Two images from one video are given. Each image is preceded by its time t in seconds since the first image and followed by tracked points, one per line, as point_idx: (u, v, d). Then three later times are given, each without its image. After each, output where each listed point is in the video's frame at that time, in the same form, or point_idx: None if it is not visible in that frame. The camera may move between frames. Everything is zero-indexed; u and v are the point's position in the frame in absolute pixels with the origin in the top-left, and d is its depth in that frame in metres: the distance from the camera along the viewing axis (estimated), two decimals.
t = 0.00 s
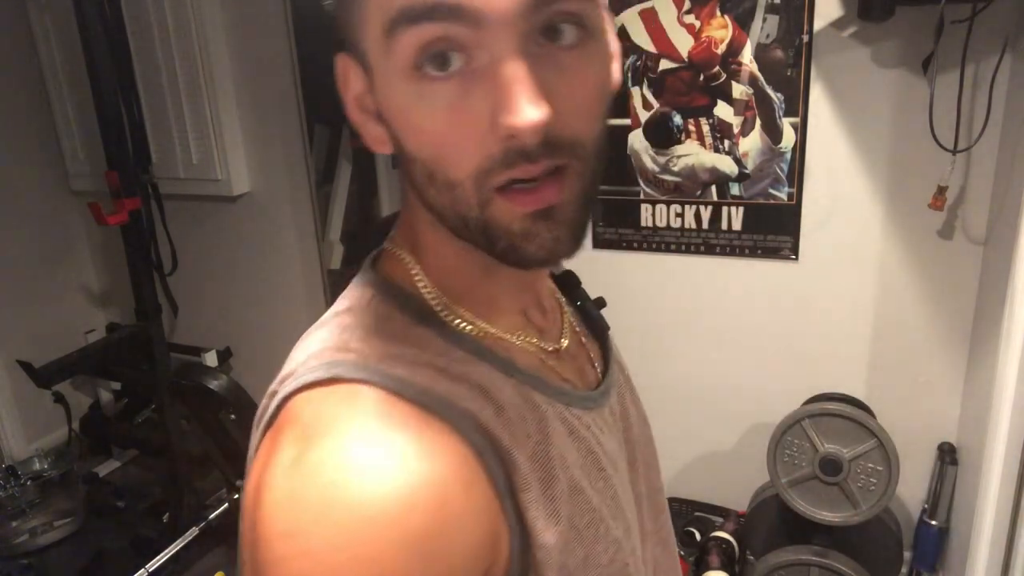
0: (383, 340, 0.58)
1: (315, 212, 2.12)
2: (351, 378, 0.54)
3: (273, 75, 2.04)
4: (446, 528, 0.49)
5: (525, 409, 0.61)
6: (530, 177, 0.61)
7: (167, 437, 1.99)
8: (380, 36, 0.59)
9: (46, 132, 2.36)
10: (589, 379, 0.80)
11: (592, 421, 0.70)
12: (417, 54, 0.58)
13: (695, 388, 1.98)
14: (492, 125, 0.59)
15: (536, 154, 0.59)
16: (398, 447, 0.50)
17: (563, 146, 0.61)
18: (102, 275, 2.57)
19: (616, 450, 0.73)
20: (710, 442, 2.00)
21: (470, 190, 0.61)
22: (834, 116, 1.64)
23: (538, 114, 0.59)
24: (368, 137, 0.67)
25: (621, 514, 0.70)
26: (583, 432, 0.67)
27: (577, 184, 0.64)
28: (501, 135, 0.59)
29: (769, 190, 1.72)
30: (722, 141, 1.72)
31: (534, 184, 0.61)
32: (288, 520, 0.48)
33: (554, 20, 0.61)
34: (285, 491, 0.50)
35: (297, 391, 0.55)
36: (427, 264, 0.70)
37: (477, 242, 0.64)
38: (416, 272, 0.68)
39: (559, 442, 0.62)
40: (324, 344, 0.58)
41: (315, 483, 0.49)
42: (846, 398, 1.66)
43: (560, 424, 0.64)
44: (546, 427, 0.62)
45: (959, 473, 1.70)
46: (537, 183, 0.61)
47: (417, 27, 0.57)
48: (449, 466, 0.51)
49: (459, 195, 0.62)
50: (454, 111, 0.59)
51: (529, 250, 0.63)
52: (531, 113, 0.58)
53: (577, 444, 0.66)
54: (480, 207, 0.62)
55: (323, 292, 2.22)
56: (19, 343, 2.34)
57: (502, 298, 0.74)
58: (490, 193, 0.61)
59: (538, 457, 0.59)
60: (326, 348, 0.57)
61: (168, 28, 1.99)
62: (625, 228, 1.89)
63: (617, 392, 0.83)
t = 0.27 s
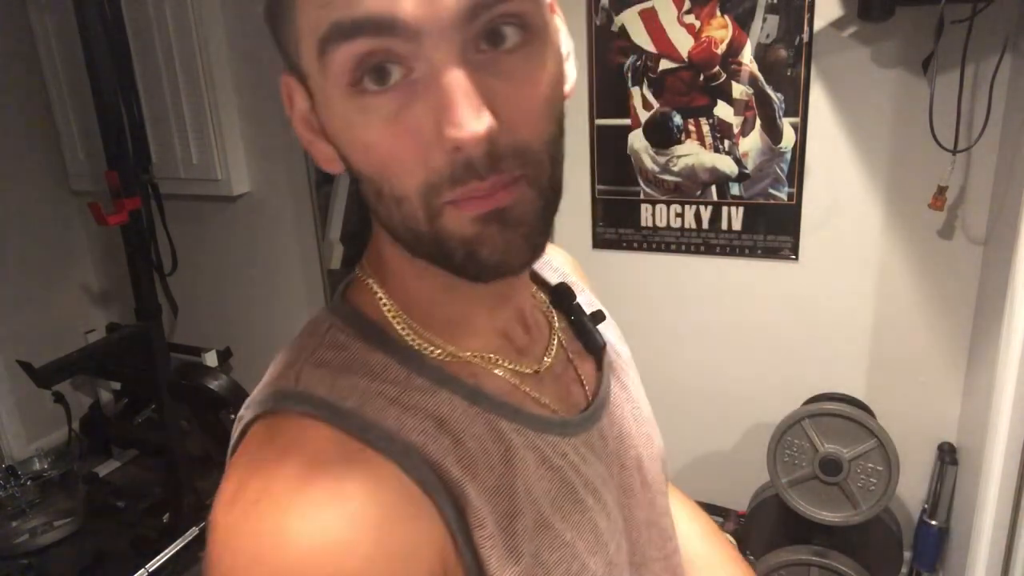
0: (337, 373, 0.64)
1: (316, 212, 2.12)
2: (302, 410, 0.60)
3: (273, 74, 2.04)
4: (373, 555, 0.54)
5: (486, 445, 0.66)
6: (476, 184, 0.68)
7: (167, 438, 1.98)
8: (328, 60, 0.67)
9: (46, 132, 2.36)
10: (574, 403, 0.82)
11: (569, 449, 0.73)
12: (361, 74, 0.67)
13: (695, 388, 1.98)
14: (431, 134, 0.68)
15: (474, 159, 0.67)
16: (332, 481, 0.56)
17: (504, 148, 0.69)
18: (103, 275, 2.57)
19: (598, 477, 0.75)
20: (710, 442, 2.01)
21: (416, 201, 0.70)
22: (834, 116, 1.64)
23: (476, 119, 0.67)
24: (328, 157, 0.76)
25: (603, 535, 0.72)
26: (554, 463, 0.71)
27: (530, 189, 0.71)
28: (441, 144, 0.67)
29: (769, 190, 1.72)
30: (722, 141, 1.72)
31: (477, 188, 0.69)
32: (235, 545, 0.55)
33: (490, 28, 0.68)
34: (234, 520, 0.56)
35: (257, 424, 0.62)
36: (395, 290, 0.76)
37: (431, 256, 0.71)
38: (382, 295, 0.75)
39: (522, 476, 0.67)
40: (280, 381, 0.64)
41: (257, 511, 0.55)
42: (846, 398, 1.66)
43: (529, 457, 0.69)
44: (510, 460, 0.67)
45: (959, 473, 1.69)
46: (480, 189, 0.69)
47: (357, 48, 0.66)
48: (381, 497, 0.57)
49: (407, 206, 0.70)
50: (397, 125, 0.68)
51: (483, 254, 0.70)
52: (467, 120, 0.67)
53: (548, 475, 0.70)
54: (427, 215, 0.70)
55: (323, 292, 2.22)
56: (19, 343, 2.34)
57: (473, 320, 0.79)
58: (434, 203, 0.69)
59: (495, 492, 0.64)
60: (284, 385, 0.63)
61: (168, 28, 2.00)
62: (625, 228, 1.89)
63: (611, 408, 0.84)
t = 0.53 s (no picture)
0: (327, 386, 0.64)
1: (316, 212, 2.12)
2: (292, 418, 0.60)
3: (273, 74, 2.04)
4: None
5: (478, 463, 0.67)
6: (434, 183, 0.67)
7: (167, 438, 1.98)
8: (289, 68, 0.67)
9: (46, 132, 2.36)
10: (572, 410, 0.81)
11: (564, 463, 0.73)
12: (322, 83, 0.67)
13: (695, 388, 1.98)
14: (388, 135, 0.67)
15: (438, 165, 0.67)
16: (317, 502, 0.56)
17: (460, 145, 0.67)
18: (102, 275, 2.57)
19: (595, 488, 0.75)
20: (711, 442, 2.01)
21: (383, 208, 0.70)
22: (834, 116, 1.64)
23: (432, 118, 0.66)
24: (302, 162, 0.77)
25: (600, 543, 0.73)
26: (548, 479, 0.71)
27: (501, 191, 0.71)
28: (399, 146, 0.67)
29: (770, 189, 1.72)
30: (722, 141, 1.72)
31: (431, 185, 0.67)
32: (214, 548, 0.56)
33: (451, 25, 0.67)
34: (214, 525, 0.57)
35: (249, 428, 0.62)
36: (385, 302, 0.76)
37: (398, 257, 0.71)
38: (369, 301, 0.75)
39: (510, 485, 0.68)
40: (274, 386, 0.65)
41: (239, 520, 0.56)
42: (846, 398, 1.66)
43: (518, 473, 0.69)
44: (501, 474, 0.68)
45: (959, 473, 1.69)
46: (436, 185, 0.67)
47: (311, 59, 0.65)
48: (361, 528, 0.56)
49: (375, 212, 0.70)
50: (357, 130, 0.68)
51: (450, 263, 0.69)
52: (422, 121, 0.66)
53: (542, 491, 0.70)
54: (394, 221, 0.69)
55: (323, 292, 2.22)
56: (19, 343, 2.34)
57: (465, 327, 0.78)
58: (400, 209, 0.69)
59: (485, 510, 0.65)
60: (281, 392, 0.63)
61: (168, 27, 1.99)
62: (625, 228, 1.89)
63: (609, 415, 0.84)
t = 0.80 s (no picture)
0: (355, 399, 0.58)
1: (316, 212, 2.12)
2: (320, 428, 0.55)
3: (273, 74, 2.04)
4: None
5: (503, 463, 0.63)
6: (541, 175, 0.59)
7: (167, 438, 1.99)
8: (396, 29, 0.56)
9: (46, 132, 2.36)
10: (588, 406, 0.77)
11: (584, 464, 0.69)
12: (449, 48, 0.56)
13: (695, 388, 1.98)
14: (510, 113, 0.57)
15: (560, 145, 0.59)
16: (335, 543, 0.51)
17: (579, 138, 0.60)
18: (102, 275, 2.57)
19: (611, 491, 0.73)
20: (711, 442, 2.01)
21: (487, 191, 0.59)
22: (834, 116, 1.64)
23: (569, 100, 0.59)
24: (347, 144, 0.63)
25: (612, 551, 0.71)
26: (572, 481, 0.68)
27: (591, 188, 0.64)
28: (527, 131, 0.58)
29: (769, 189, 1.73)
30: (722, 141, 1.72)
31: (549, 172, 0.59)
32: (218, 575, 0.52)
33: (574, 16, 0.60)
34: (226, 542, 0.53)
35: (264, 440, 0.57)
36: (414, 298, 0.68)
37: (492, 245, 0.61)
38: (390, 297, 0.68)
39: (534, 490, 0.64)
40: (297, 397, 0.58)
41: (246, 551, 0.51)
42: (845, 398, 1.66)
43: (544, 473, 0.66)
44: (527, 478, 0.64)
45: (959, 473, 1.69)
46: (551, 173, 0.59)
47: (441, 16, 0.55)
48: None
49: (475, 196, 0.59)
50: (485, 103, 0.57)
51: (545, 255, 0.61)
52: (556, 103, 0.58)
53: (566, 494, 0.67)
54: (500, 207, 0.59)
55: (323, 292, 2.22)
56: (19, 343, 2.34)
57: (492, 324, 0.72)
58: (509, 190, 0.59)
59: (507, 526, 0.61)
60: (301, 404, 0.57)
61: (168, 27, 1.99)
62: (625, 228, 1.89)
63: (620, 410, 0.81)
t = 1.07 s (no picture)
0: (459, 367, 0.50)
1: (316, 212, 2.12)
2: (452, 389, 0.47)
3: (273, 74, 2.04)
4: None
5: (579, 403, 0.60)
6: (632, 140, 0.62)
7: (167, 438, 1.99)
8: (544, 16, 0.55)
9: (46, 132, 2.36)
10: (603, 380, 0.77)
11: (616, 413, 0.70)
12: (592, 31, 0.56)
13: (694, 387, 1.98)
14: (628, 88, 0.58)
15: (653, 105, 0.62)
16: (472, 521, 0.42)
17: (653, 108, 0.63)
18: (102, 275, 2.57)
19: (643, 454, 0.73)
20: (711, 442, 2.01)
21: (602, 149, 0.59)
22: (834, 116, 1.64)
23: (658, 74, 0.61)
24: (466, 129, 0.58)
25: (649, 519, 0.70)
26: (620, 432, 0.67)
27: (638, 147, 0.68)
28: (631, 101, 0.59)
29: (769, 189, 1.73)
30: (722, 141, 1.72)
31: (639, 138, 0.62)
32: None
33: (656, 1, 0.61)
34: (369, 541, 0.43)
35: (351, 420, 0.48)
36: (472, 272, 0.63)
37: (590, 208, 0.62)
38: (448, 266, 0.61)
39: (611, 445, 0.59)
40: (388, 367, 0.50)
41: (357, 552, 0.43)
42: (845, 398, 1.66)
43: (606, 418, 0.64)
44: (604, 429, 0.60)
45: (959, 472, 1.69)
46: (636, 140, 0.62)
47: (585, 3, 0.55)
48: (526, 554, 0.43)
49: (594, 152, 0.59)
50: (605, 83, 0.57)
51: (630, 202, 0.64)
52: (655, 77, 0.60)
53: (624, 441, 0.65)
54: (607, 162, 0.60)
55: (323, 292, 2.22)
56: (19, 343, 2.34)
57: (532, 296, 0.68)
58: (616, 142, 0.61)
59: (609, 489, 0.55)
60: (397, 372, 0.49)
61: (168, 27, 1.99)
62: (625, 228, 1.90)
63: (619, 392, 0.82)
